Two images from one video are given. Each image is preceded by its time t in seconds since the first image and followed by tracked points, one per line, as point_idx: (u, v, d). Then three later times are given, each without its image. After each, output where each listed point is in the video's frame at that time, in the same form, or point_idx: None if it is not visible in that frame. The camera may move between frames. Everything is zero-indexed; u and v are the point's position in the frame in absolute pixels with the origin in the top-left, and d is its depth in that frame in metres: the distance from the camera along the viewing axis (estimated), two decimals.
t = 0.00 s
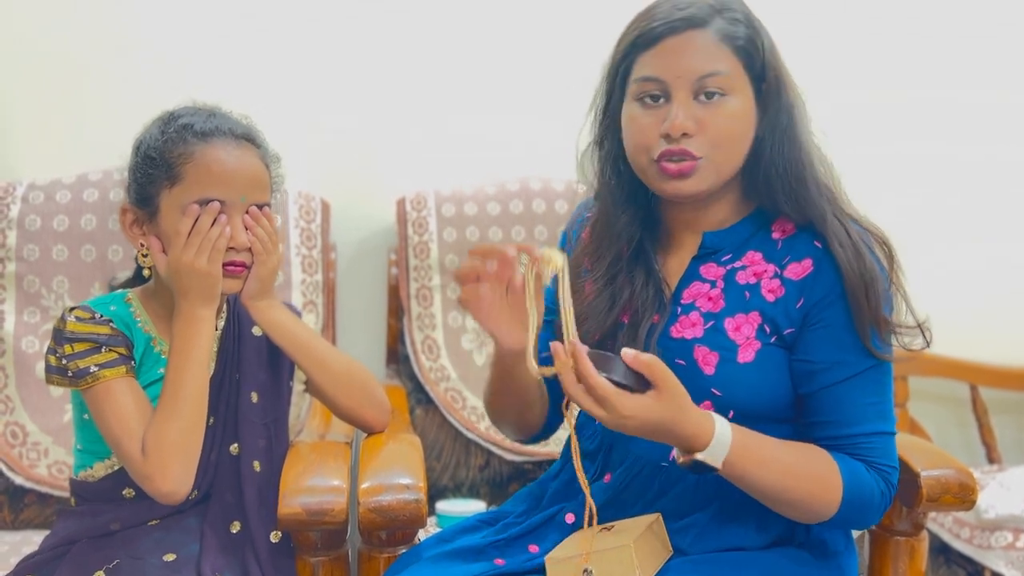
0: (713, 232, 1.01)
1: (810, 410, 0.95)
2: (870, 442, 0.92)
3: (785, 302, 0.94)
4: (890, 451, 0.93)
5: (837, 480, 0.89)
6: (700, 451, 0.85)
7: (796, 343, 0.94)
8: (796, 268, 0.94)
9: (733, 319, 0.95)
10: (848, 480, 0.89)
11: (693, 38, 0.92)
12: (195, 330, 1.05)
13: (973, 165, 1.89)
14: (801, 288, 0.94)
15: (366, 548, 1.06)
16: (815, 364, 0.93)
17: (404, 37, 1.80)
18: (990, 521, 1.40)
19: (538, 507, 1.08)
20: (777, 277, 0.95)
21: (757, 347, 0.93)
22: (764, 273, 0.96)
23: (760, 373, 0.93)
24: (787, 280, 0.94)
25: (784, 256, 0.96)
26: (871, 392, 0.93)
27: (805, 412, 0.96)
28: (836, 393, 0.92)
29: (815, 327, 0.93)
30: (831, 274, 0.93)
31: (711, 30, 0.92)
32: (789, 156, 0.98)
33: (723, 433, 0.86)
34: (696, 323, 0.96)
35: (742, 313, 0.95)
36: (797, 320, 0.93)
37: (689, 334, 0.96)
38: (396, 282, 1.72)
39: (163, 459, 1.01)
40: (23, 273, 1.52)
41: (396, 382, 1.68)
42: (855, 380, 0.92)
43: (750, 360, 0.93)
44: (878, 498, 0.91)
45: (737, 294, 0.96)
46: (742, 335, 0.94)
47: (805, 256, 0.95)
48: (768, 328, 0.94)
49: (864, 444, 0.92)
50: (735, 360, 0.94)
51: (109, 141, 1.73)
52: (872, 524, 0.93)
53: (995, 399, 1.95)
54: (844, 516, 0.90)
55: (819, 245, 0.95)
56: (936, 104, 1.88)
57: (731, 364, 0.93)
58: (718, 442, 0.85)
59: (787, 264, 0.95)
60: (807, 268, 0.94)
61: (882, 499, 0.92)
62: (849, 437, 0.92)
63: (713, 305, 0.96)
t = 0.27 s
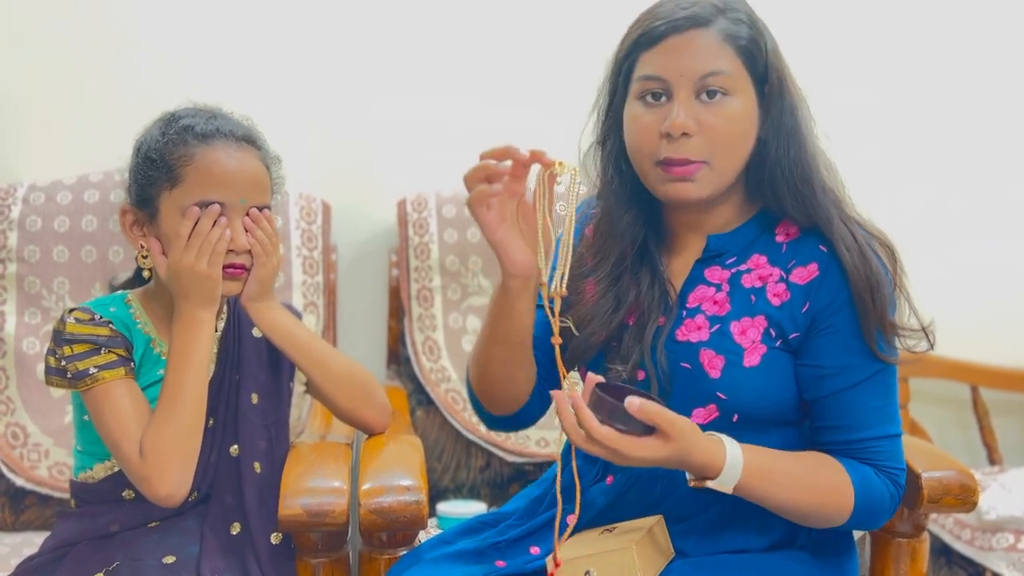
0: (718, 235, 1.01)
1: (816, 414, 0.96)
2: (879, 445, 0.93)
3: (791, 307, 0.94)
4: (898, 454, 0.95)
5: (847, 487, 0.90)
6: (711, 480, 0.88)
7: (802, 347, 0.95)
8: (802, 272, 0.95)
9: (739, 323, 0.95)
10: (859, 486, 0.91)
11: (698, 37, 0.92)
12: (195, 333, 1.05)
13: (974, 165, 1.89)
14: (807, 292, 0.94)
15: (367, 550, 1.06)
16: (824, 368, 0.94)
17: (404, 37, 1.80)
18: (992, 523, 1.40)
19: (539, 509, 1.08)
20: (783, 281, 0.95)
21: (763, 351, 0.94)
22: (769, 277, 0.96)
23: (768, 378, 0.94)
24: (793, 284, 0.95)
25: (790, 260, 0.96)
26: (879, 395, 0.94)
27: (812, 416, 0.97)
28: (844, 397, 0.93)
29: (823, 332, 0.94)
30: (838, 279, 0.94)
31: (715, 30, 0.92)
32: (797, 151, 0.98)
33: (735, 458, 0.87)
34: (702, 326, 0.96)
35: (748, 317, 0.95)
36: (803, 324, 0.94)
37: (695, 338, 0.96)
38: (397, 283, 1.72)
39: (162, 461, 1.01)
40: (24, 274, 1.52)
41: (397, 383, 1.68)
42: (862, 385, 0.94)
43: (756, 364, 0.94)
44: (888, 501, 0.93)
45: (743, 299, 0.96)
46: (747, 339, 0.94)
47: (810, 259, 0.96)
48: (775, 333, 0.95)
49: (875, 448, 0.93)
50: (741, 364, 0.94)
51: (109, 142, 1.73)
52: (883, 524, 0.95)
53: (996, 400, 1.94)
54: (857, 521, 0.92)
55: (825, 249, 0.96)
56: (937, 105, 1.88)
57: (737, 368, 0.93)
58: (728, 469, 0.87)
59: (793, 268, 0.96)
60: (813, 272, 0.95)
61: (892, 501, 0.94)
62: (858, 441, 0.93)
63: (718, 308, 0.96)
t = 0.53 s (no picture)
0: (721, 237, 1.01)
1: (820, 416, 0.97)
2: (883, 448, 0.94)
3: (794, 309, 0.94)
4: (902, 456, 0.95)
5: (850, 489, 0.91)
6: (717, 485, 0.88)
7: (805, 350, 0.96)
8: (805, 274, 0.95)
9: (742, 325, 0.95)
10: (862, 489, 0.91)
11: (703, 39, 0.91)
12: (195, 335, 1.05)
13: (975, 166, 1.89)
14: (810, 294, 0.94)
15: (368, 551, 1.06)
16: (827, 371, 0.94)
17: (405, 39, 1.80)
18: (993, 524, 1.40)
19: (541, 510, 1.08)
20: (786, 283, 0.96)
21: (766, 353, 0.94)
22: (772, 279, 0.96)
23: (771, 380, 0.94)
24: (796, 286, 0.95)
25: (792, 262, 0.97)
26: (883, 398, 0.94)
27: (816, 418, 0.98)
28: (847, 400, 0.94)
29: (827, 335, 0.94)
30: (841, 282, 0.94)
31: (715, 32, 0.92)
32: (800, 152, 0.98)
33: (739, 463, 0.88)
34: (704, 329, 0.96)
35: (751, 319, 0.95)
36: (806, 326, 0.94)
37: (698, 340, 0.96)
38: (398, 284, 1.72)
39: (162, 463, 1.01)
40: (26, 276, 1.52)
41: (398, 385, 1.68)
42: (866, 388, 0.94)
43: (759, 366, 0.94)
44: (892, 503, 0.94)
45: (746, 301, 0.96)
46: (750, 341, 0.94)
47: (813, 262, 0.96)
48: (777, 335, 0.95)
49: (879, 450, 0.94)
50: (744, 366, 0.94)
51: (110, 144, 1.74)
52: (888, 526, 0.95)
53: (997, 402, 1.94)
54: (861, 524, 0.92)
55: (828, 251, 0.96)
56: (938, 106, 1.88)
57: (740, 370, 0.93)
58: (733, 475, 0.87)
59: (796, 270, 0.96)
60: (817, 274, 0.95)
61: (897, 503, 0.94)
62: (862, 444, 0.94)
63: (721, 310, 0.96)
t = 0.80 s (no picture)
0: (723, 238, 1.01)
1: (818, 417, 0.97)
2: (878, 449, 0.94)
3: (795, 309, 0.94)
4: (898, 458, 0.95)
5: (847, 492, 0.91)
6: (709, 486, 0.88)
7: (805, 350, 0.96)
8: (807, 275, 0.95)
9: (743, 326, 0.95)
10: (857, 491, 0.91)
11: (700, 52, 0.91)
12: (196, 336, 1.05)
13: (975, 167, 1.89)
14: (811, 295, 0.95)
15: (368, 553, 1.06)
16: (826, 371, 0.95)
17: (405, 40, 1.80)
18: (993, 526, 1.40)
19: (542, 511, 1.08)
20: (787, 283, 0.96)
21: (768, 353, 0.94)
22: (774, 279, 0.96)
23: (772, 381, 0.94)
24: (797, 286, 0.95)
25: (793, 263, 0.97)
26: (882, 399, 0.94)
27: (814, 419, 0.98)
28: (845, 400, 0.94)
29: (826, 335, 0.95)
30: (841, 282, 0.95)
31: (711, 44, 0.91)
32: (800, 153, 0.98)
33: (730, 465, 0.88)
34: (706, 329, 0.96)
35: (752, 320, 0.95)
36: (807, 327, 0.95)
37: (699, 341, 0.96)
38: (399, 286, 1.72)
39: (163, 464, 1.01)
40: (27, 277, 1.52)
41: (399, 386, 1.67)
42: (865, 388, 0.94)
43: (761, 366, 0.94)
44: (887, 505, 0.94)
45: (748, 301, 0.96)
46: (752, 342, 0.94)
47: (814, 263, 0.96)
48: (779, 335, 0.95)
49: (874, 451, 0.94)
50: (746, 367, 0.94)
51: (111, 145, 1.74)
52: (881, 529, 0.96)
53: (998, 403, 1.94)
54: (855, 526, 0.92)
55: (829, 252, 0.96)
56: (938, 107, 1.88)
57: (741, 370, 0.93)
58: (725, 477, 0.87)
59: (798, 271, 0.96)
60: (818, 275, 0.95)
61: (891, 505, 0.94)
62: (858, 445, 0.94)
63: (723, 311, 0.96)
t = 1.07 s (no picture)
0: (724, 239, 1.01)
1: (810, 418, 0.97)
2: (864, 452, 0.94)
3: (794, 310, 0.95)
4: (885, 464, 0.95)
5: (824, 496, 0.91)
6: (683, 491, 0.89)
7: (801, 349, 0.96)
8: (805, 276, 0.96)
9: (743, 326, 0.96)
10: (837, 495, 0.91)
11: (683, 79, 0.90)
12: (200, 336, 1.05)
13: (975, 167, 1.89)
14: (809, 296, 0.95)
15: (369, 554, 1.06)
16: (816, 370, 0.95)
17: (406, 42, 1.80)
18: (994, 528, 1.39)
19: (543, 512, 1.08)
20: (786, 284, 0.96)
21: (767, 353, 0.95)
22: (773, 280, 0.97)
23: (770, 380, 0.94)
24: (796, 287, 0.96)
25: (792, 264, 0.97)
26: (874, 401, 0.94)
27: (806, 420, 0.97)
28: (836, 399, 0.94)
29: (821, 334, 0.95)
30: (839, 283, 0.95)
31: (693, 68, 0.90)
32: (797, 156, 0.98)
33: (703, 469, 0.88)
34: (706, 330, 0.97)
35: (751, 320, 0.96)
36: (804, 327, 0.95)
37: (699, 341, 0.96)
38: (400, 288, 1.72)
39: (166, 464, 1.01)
40: (28, 279, 1.52)
41: (400, 388, 1.67)
42: (855, 389, 0.94)
43: (761, 366, 0.94)
44: (869, 509, 0.93)
45: (748, 302, 0.97)
46: (751, 342, 0.95)
47: (813, 263, 0.97)
48: (778, 335, 0.95)
49: (858, 454, 0.93)
50: (745, 366, 0.94)
51: (112, 147, 1.74)
52: (868, 533, 0.95)
53: (999, 405, 1.94)
54: (835, 530, 0.92)
55: (828, 254, 0.97)
56: (938, 109, 1.88)
57: (741, 370, 0.94)
58: (698, 480, 0.88)
59: (796, 272, 0.97)
60: (817, 276, 0.96)
61: (875, 510, 0.94)
62: (845, 446, 0.94)
63: (724, 312, 0.97)
